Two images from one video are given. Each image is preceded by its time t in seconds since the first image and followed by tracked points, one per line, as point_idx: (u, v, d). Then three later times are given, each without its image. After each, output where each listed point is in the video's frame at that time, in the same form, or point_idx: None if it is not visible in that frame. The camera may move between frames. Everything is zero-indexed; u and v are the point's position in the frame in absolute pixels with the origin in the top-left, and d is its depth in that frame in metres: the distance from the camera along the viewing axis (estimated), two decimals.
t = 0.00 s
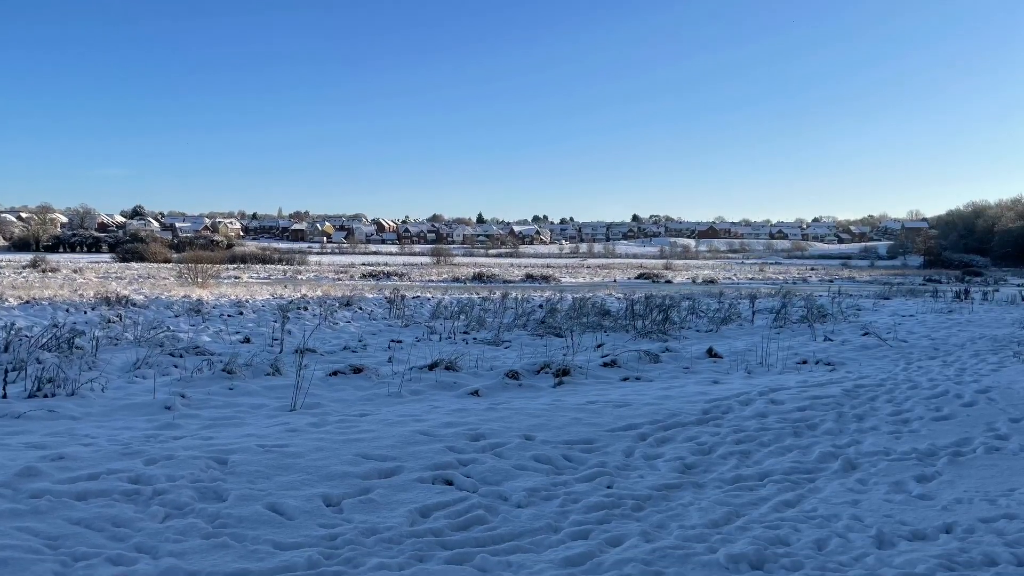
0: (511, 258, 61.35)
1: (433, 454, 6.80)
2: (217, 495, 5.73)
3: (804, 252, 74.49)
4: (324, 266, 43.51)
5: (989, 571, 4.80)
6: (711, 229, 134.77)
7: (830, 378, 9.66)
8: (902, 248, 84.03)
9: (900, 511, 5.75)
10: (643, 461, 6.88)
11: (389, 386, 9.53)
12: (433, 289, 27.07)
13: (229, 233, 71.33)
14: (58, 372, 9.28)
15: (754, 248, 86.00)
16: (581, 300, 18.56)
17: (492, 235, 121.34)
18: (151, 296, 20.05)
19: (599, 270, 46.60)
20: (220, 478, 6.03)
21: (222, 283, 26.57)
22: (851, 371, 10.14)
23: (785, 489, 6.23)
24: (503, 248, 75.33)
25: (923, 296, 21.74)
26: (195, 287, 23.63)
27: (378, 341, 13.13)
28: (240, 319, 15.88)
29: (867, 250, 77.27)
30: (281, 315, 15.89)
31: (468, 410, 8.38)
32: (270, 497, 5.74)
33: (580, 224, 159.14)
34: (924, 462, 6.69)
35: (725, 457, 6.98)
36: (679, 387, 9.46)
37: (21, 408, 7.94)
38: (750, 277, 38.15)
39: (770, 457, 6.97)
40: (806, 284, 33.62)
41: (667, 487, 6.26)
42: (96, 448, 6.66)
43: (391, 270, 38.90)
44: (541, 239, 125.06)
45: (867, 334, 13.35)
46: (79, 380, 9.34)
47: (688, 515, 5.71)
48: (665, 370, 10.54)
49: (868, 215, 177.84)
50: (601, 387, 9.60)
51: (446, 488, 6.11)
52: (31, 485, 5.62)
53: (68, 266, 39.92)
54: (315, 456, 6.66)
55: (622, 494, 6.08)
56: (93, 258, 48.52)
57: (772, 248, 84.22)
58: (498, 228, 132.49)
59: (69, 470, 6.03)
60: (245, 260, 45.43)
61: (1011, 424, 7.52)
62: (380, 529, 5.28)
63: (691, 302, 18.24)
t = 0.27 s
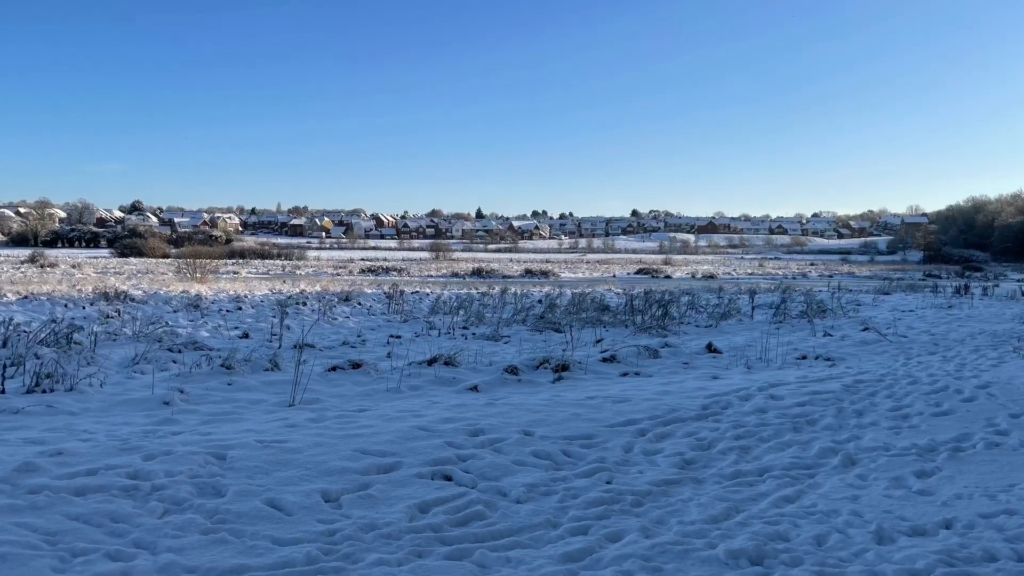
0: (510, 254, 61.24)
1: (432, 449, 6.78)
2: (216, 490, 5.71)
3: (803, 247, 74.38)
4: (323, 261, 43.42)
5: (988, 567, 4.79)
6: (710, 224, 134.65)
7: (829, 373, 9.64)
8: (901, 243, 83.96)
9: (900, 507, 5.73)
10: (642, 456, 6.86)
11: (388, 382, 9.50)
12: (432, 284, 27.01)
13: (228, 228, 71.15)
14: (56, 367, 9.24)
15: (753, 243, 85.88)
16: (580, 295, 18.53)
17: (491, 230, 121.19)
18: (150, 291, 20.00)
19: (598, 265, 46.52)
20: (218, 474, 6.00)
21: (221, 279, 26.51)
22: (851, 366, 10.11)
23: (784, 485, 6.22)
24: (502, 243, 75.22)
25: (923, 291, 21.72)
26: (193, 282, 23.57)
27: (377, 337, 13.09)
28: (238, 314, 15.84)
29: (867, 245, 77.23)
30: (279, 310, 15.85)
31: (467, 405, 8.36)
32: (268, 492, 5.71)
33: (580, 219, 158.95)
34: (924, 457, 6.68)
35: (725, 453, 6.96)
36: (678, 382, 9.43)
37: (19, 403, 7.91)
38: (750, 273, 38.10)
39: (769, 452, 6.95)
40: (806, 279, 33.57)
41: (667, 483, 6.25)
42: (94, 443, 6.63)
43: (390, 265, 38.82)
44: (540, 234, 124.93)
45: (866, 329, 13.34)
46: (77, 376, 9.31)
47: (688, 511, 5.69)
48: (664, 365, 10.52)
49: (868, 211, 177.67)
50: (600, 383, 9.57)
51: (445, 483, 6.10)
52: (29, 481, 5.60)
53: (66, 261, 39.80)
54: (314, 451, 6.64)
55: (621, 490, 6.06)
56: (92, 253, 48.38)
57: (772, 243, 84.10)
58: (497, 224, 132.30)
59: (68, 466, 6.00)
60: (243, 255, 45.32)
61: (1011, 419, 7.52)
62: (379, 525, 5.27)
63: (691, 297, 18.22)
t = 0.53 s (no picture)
0: (509, 249, 61.20)
1: (431, 445, 6.76)
2: (215, 486, 5.70)
3: (803, 242, 74.35)
4: (322, 256, 43.37)
5: (989, 563, 4.78)
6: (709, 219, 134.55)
7: (829, 368, 9.62)
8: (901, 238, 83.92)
9: (900, 502, 5.72)
10: (641, 452, 6.84)
11: (387, 377, 9.49)
12: (432, 280, 26.98)
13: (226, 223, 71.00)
14: (54, 363, 9.21)
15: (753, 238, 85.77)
16: (579, 291, 18.51)
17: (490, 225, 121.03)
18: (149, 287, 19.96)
19: (598, 261, 46.47)
20: (216, 469, 5.98)
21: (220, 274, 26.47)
22: (850, 361, 10.10)
23: (784, 480, 6.20)
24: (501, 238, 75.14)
25: (923, 286, 21.70)
26: (192, 277, 23.50)
27: (376, 332, 13.07)
28: (237, 309, 15.82)
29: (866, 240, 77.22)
30: (278, 305, 15.82)
31: (466, 401, 8.34)
32: (267, 488, 5.69)
33: (579, 214, 158.54)
34: (924, 453, 6.67)
35: (725, 449, 6.94)
36: (677, 378, 9.42)
37: (17, 399, 7.88)
38: (750, 268, 38.08)
39: (769, 448, 6.94)
40: (806, 274, 33.54)
41: (667, 478, 6.24)
42: (93, 439, 6.61)
43: (390, 260, 38.75)
44: (539, 229, 124.83)
45: (866, 324, 13.33)
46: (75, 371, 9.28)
47: (687, 507, 5.68)
48: (664, 361, 10.51)
49: (868, 206, 177.29)
50: (599, 378, 9.56)
51: (444, 479, 6.08)
52: (28, 476, 5.58)
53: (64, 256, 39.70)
54: (313, 447, 6.62)
55: (620, 485, 6.05)
56: (90, 248, 48.29)
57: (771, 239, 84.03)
58: (497, 219, 132.15)
59: (66, 461, 5.98)
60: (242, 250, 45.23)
61: (1011, 414, 7.51)
62: (379, 521, 5.25)
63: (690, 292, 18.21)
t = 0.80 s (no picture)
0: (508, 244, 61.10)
1: (430, 440, 6.74)
2: (213, 481, 5.67)
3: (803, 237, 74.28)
4: (321, 252, 43.29)
5: (988, 558, 4.77)
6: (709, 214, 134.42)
7: (828, 364, 9.61)
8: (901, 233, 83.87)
9: (900, 498, 5.71)
10: (640, 448, 6.83)
11: (386, 372, 9.46)
12: (431, 275, 26.93)
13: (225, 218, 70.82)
14: (52, 358, 9.18)
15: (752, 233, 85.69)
16: (578, 286, 18.48)
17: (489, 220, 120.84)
18: (147, 282, 19.91)
19: (598, 256, 46.37)
20: (214, 465, 5.96)
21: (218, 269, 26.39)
22: (850, 357, 10.08)
23: (783, 476, 6.19)
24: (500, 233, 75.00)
25: (923, 282, 21.67)
26: (190, 272, 23.43)
27: (375, 327, 13.04)
28: (236, 305, 15.79)
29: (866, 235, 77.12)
30: (276, 301, 15.77)
31: (465, 396, 8.32)
32: (265, 484, 5.67)
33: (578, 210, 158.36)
34: (924, 448, 6.66)
35: (724, 444, 6.93)
36: (676, 373, 9.40)
37: (16, 394, 7.85)
38: (750, 263, 38.04)
39: (768, 443, 6.92)
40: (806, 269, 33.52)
41: (666, 474, 6.22)
42: (91, 434, 6.58)
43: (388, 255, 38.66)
44: (538, 225, 124.70)
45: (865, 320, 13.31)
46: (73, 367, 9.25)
47: (686, 502, 5.67)
48: (663, 356, 10.49)
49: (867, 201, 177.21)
50: (598, 373, 9.53)
51: (442, 475, 6.06)
52: (26, 472, 5.55)
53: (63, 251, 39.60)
54: (311, 442, 6.60)
55: (619, 481, 6.03)
56: (89, 243, 48.21)
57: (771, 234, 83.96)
58: (496, 214, 131.96)
59: (64, 456, 5.95)
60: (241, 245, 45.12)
61: (1011, 410, 7.50)
62: (377, 516, 5.23)
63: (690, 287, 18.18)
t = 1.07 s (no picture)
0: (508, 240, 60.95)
1: (430, 436, 6.72)
2: (212, 477, 5.66)
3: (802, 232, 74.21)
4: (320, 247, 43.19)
5: (988, 554, 4.76)
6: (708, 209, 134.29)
7: (828, 359, 9.59)
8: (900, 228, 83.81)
9: (899, 494, 5.70)
10: (639, 443, 6.81)
11: (385, 368, 9.44)
12: (430, 270, 26.89)
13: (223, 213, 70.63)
14: (50, 354, 9.14)
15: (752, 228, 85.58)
16: (577, 281, 18.45)
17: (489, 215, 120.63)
18: (146, 277, 19.85)
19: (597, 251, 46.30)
20: (213, 460, 5.94)
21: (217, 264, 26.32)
22: (850, 352, 10.07)
23: (783, 472, 6.18)
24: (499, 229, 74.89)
25: (923, 277, 21.66)
26: (189, 268, 23.36)
27: (374, 322, 13.02)
28: (235, 300, 15.76)
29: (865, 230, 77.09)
30: (275, 296, 15.73)
31: (464, 392, 8.30)
32: (264, 479, 5.65)
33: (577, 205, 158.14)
34: (924, 444, 6.65)
35: (723, 440, 6.92)
36: (676, 368, 9.39)
37: (14, 390, 7.83)
38: (750, 258, 38.01)
39: (768, 439, 6.91)
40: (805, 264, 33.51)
41: (665, 469, 6.21)
42: (89, 430, 6.56)
43: (387, 250, 38.57)
44: (537, 220, 124.53)
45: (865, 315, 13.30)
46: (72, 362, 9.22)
47: (686, 498, 5.65)
48: (662, 352, 10.46)
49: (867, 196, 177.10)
50: (598, 369, 9.52)
51: (441, 470, 6.05)
52: (24, 468, 5.53)
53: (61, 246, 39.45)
54: (310, 438, 6.58)
55: (618, 477, 6.02)
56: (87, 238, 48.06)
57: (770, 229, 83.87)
58: (495, 209, 131.75)
59: (62, 452, 5.93)
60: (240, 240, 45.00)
61: (1011, 405, 7.49)
62: (377, 512, 5.22)
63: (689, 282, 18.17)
